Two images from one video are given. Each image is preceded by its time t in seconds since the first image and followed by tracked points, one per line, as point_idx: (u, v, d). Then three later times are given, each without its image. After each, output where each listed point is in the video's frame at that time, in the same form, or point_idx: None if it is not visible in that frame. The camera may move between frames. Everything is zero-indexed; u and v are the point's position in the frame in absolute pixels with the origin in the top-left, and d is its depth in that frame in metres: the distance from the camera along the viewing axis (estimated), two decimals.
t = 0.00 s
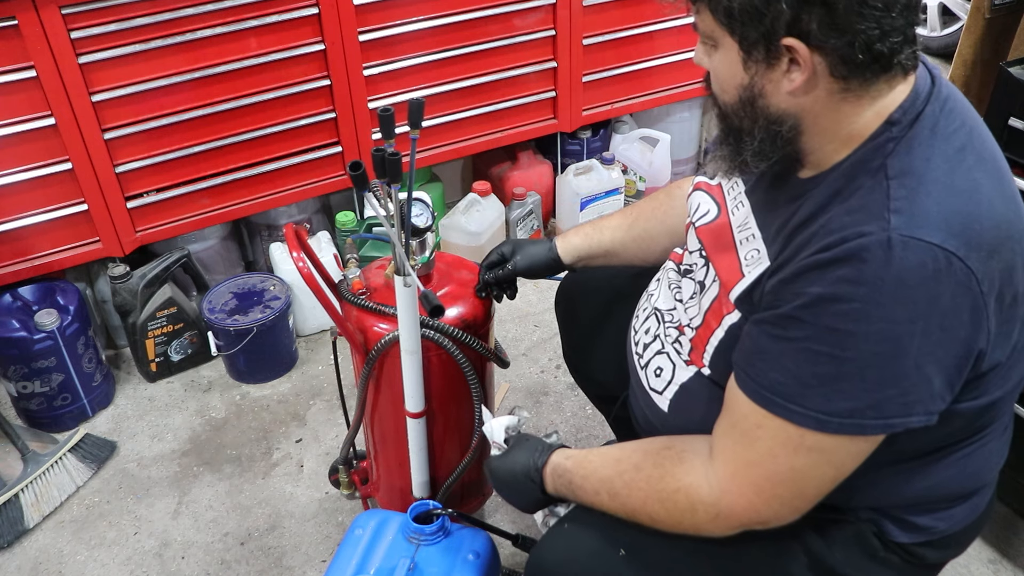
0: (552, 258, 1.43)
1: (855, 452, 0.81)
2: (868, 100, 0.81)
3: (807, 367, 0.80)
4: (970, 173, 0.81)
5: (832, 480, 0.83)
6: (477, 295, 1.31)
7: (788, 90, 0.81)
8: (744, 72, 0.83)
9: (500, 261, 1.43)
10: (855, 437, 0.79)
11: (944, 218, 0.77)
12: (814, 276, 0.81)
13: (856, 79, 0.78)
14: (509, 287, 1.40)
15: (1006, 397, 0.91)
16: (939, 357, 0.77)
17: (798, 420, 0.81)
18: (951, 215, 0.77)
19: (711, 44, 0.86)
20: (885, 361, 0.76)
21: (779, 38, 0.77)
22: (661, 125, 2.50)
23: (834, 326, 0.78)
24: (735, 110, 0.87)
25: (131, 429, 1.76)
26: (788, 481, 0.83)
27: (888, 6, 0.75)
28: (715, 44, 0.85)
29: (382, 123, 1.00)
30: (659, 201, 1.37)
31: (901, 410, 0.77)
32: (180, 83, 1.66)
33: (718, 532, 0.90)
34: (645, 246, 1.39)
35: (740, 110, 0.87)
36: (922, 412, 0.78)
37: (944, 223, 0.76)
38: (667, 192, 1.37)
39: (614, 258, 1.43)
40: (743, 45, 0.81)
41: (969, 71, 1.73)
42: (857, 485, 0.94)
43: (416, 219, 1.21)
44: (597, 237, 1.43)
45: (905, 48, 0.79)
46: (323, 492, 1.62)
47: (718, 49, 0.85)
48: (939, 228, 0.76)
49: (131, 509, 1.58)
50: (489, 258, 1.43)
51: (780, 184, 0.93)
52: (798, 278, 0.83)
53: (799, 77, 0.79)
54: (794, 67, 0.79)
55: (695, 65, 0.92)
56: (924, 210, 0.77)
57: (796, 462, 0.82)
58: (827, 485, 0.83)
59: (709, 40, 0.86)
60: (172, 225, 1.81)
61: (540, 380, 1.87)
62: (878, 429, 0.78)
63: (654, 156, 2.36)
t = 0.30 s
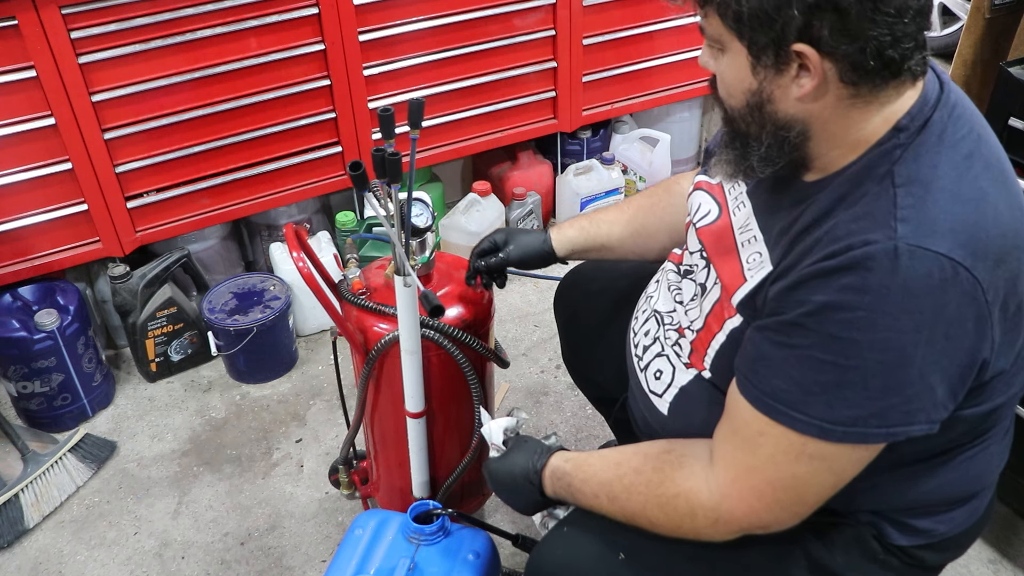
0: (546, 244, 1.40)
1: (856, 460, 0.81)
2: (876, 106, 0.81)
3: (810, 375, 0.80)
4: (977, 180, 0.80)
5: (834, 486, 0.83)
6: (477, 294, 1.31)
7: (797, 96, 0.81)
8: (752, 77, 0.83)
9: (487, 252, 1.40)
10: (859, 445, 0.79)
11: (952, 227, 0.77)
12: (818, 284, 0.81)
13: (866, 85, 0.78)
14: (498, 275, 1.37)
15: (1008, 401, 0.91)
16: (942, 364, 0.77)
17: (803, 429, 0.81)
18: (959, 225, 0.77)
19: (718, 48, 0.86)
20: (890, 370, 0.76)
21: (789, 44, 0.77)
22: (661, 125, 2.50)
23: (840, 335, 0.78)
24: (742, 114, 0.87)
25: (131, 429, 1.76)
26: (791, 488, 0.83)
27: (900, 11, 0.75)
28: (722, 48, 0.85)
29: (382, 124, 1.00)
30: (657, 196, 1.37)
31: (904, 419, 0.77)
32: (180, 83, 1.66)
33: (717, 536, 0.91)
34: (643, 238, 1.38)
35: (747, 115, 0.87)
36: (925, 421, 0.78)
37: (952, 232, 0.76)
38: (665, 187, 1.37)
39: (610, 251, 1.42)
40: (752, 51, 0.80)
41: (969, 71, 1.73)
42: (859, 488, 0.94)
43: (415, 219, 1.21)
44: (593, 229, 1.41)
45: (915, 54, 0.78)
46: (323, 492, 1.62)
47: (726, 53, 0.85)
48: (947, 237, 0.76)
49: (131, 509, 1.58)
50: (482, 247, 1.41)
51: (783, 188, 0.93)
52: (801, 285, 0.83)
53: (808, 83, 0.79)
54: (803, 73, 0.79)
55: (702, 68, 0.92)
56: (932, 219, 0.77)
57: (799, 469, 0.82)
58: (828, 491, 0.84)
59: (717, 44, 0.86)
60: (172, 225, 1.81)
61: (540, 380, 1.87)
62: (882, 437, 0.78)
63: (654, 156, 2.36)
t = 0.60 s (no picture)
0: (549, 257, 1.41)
1: (861, 468, 0.81)
2: (883, 114, 0.81)
3: (817, 385, 0.80)
4: (984, 189, 0.81)
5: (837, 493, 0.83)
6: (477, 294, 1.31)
7: (803, 103, 0.81)
8: (758, 85, 0.83)
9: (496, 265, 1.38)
10: (865, 454, 0.79)
11: (959, 236, 0.77)
12: (825, 294, 0.81)
13: (873, 93, 0.78)
14: (504, 287, 1.36)
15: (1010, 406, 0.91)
16: (947, 372, 0.77)
17: (807, 438, 0.81)
18: (966, 234, 0.77)
19: (723, 56, 0.86)
20: (897, 379, 0.76)
21: (797, 53, 0.77)
22: (661, 125, 2.50)
23: (848, 345, 0.78)
24: (747, 123, 0.87)
25: (131, 429, 1.76)
26: (795, 495, 0.83)
27: (909, 19, 0.74)
28: (727, 57, 0.85)
29: (382, 124, 1.00)
30: (659, 201, 1.37)
31: (910, 428, 0.77)
32: (180, 83, 1.66)
33: (719, 541, 0.91)
34: (646, 245, 1.38)
35: (753, 123, 0.86)
36: (932, 430, 0.78)
37: (960, 242, 0.76)
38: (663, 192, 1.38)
39: (614, 258, 1.42)
40: (759, 59, 0.80)
41: (969, 71, 1.73)
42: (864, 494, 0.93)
43: (416, 219, 1.21)
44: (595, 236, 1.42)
45: (922, 61, 0.78)
46: (323, 492, 1.62)
47: (730, 61, 0.85)
48: (955, 247, 0.76)
49: (131, 509, 1.58)
50: (487, 257, 1.39)
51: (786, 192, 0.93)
52: (808, 295, 0.83)
53: (815, 91, 0.79)
54: (810, 81, 0.79)
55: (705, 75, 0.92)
56: (940, 229, 0.77)
57: (805, 477, 0.82)
58: (832, 498, 0.84)
59: (721, 52, 0.86)
60: (172, 225, 1.81)
61: (540, 380, 1.87)
62: (889, 446, 0.78)
63: (654, 156, 2.36)
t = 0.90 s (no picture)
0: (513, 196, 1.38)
1: (862, 471, 0.81)
2: (879, 119, 0.81)
3: (816, 389, 0.80)
4: (978, 190, 0.81)
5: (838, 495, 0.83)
6: (478, 295, 1.31)
7: (801, 112, 0.80)
8: (756, 96, 0.82)
9: (449, 186, 1.38)
10: (866, 457, 0.79)
11: (954, 238, 0.77)
12: (823, 298, 0.81)
13: (872, 101, 0.78)
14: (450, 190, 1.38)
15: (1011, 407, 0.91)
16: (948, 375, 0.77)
17: (809, 442, 0.81)
18: (962, 235, 0.77)
19: (718, 67, 0.85)
20: (896, 382, 0.76)
21: (796, 64, 0.76)
22: (661, 125, 2.50)
23: (848, 350, 0.78)
24: (745, 133, 0.86)
25: (131, 429, 1.76)
26: (796, 499, 0.83)
27: (907, 27, 0.74)
28: (723, 67, 0.84)
29: (382, 124, 1.00)
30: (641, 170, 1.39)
31: (911, 430, 0.77)
32: (180, 83, 1.66)
33: (721, 546, 0.91)
34: (644, 217, 1.37)
35: (750, 133, 0.85)
36: (933, 431, 0.78)
37: (955, 243, 0.76)
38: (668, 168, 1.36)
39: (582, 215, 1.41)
40: (757, 70, 0.79)
41: (969, 71, 1.73)
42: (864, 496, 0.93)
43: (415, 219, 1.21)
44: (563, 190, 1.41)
45: (919, 67, 0.78)
46: (323, 492, 1.62)
47: (727, 72, 0.84)
48: (951, 248, 0.76)
49: (131, 509, 1.58)
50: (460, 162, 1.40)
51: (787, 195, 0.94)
52: (807, 298, 0.83)
53: (814, 100, 0.79)
54: (809, 90, 0.78)
55: (698, 83, 0.91)
56: (935, 231, 0.77)
57: (806, 481, 0.82)
58: (832, 502, 0.84)
59: (717, 63, 0.84)
60: (172, 225, 1.81)
61: (540, 380, 1.87)
62: (889, 448, 0.78)
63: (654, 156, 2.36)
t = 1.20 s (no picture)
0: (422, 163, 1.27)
1: (868, 465, 0.81)
2: (869, 127, 0.80)
3: (825, 389, 0.80)
4: (969, 182, 0.83)
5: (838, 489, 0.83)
6: (477, 295, 1.31)
7: (791, 125, 0.80)
8: (745, 112, 0.81)
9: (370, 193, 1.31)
10: (872, 451, 0.80)
11: (955, 233, 0.78)
12: (828, 297, 0.82)
13: (861, 111, 0.77)
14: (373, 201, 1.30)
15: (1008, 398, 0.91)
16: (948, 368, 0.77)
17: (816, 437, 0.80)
18: (963, 231, 0.78)
19: (704, 84, 0.84)
20: (903, 378, 0.77)
21: (784, 80, 0.75)
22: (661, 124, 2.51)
23: (854, 348, 0.78)
24: (734, 147, 0.85)
25: (131, 429, 1.76)
26: (801, 495, 0.83)
27: (893, 38, 0.73)
28: (709, 84, 0.83)
29: (382, 123, 1.00)
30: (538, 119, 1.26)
31: (914, 421, 0.78)
32: (180, 84, 1.66)
33: (723, 541, 0.91)
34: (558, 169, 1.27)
35: (740, 147, 0.85)
36: (939, 420, 0.78)
37: (956, 238, 0.78)
38: (591, 114, 1.23)
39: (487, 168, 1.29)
40: (745, 87, 0.78)
41: (969, 71, 1.73)
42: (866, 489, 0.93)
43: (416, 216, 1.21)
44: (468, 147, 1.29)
45: (906, 73, 0.77)
46: (323, 492, 1.62)
47: (713, 88, 0.83)
48: (952, 244, 0.77)
49: (131, 510, 1.58)
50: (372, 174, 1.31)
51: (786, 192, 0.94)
52: (809, 296, 0.83)
53: (803, 113, 0.78)
54: (798, 104, 0.78)
55: (684, 96, 0.90)
56: (940, 229, 0.78)
57: (808, 475, 0.82)
58: (835, 497, 0.84)
59: (703, 79, 0.83)
60: (172, 225, 1.81)
61: (540, 380, 1.87)
62: (895, 438, 0.78)
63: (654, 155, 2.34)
